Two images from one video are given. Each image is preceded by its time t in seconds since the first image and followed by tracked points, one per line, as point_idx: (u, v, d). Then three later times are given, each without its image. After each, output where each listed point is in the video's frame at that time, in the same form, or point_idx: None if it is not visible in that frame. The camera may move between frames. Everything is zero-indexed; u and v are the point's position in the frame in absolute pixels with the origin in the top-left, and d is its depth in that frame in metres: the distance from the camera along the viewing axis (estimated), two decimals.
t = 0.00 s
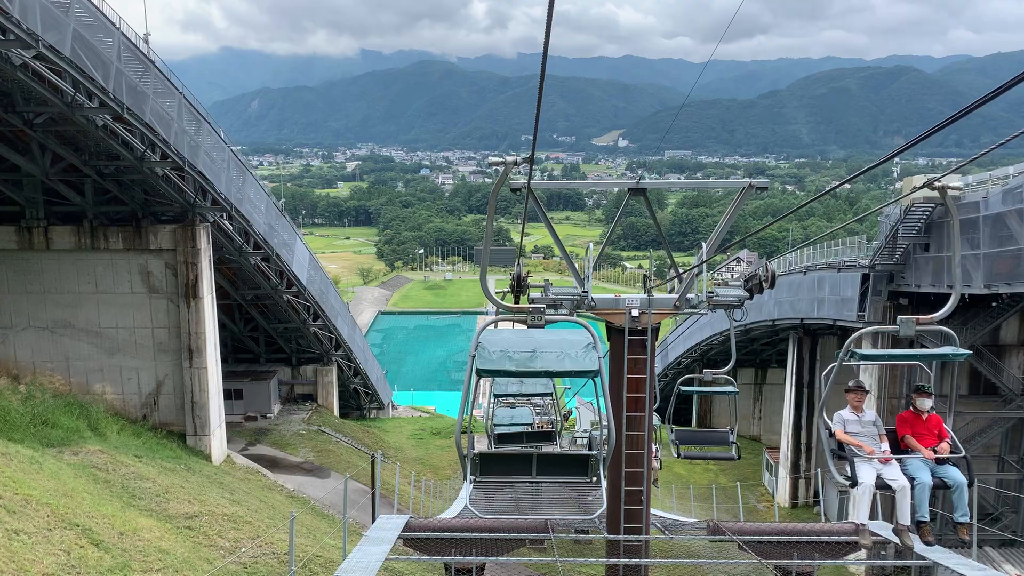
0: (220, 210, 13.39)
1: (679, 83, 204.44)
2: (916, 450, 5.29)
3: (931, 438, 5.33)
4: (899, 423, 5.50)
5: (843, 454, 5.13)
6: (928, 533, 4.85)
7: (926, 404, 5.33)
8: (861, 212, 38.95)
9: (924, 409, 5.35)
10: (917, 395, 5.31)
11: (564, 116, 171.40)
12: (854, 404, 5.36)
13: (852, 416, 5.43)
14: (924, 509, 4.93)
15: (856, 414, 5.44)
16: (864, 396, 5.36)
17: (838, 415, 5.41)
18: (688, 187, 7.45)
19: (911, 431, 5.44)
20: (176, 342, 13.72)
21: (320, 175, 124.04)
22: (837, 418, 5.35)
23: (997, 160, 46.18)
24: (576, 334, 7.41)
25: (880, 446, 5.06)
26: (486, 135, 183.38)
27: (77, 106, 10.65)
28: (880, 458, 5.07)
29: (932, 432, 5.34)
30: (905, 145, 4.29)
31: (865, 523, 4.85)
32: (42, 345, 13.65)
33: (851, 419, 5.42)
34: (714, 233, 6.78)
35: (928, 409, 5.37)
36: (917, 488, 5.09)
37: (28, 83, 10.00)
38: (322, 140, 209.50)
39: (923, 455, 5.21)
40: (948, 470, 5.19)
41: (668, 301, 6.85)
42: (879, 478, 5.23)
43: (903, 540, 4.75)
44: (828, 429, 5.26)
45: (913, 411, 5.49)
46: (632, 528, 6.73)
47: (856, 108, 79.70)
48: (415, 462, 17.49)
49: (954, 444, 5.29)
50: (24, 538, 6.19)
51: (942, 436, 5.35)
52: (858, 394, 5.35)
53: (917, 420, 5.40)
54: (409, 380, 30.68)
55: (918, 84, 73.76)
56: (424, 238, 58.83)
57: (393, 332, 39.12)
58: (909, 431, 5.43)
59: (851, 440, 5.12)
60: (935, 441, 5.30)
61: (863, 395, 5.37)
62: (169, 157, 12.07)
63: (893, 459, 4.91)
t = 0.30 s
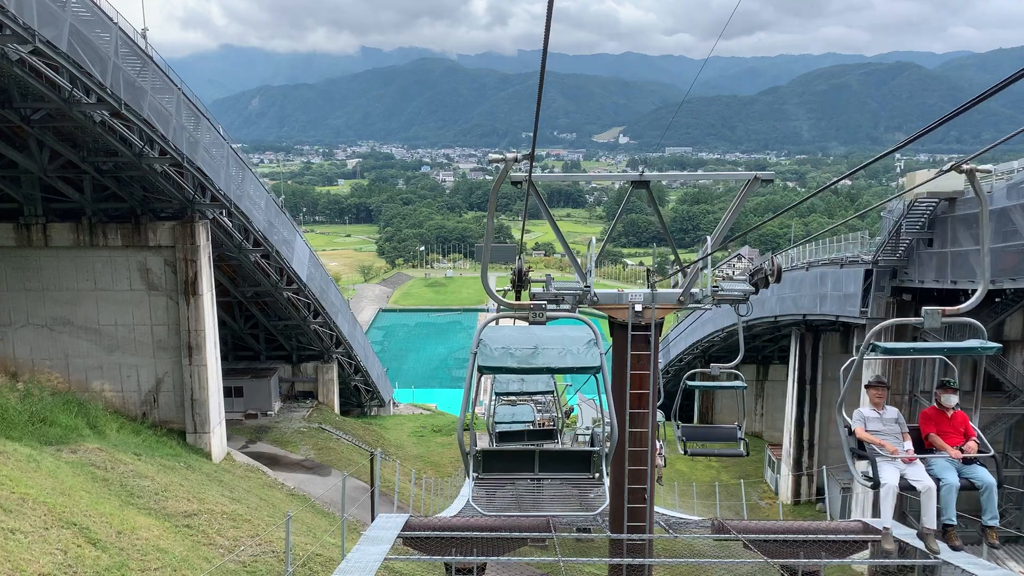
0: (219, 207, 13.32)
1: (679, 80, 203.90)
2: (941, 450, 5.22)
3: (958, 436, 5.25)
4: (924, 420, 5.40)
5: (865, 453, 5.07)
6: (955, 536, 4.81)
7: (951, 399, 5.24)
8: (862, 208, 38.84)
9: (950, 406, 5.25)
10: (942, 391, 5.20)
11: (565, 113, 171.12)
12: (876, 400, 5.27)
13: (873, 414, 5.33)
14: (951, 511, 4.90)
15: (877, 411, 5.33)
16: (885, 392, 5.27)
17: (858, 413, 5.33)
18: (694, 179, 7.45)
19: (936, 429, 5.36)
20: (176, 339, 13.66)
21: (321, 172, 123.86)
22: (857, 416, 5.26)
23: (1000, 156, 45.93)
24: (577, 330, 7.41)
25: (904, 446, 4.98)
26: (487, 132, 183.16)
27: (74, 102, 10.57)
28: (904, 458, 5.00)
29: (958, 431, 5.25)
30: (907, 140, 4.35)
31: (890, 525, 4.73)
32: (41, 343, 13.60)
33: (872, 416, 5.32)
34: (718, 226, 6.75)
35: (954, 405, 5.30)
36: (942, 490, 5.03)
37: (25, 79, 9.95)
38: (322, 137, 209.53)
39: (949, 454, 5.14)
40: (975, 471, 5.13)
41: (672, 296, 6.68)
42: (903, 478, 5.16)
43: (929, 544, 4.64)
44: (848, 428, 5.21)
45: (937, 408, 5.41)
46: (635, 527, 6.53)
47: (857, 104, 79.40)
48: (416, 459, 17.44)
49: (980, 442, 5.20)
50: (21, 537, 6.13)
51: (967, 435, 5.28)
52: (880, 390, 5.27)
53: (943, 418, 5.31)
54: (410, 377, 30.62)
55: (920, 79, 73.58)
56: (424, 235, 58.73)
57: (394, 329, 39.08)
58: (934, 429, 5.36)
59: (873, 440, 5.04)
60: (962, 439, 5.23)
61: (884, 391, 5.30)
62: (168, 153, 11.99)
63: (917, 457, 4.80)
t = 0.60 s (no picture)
0: (218, 202, 13.25)
1: (680, 78, 203.46)
2: (967, 450, 5.09)
3: (985, 436, 5.13)
4: (948, 419, 5.31)
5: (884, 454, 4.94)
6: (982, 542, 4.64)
7: (976, 396, 5.14)
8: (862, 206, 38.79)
9: (975, 404, 5.16)
10: (969, 389, 5.09)
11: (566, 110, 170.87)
12: (896, 398, 5.20)
13: (894, 412, 5.25)
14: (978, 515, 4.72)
15: (898, 410, 5.25)
16: (906, 390, 5.19)
17: (878, 412, 5.26)
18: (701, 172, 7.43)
19: (961, 429, 5.24)
20: (174, 335, 13.58)
21: (321, 169, 123.76)
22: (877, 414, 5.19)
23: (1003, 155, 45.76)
24: (577, 326, 7.53)
25: (926, 445, 4.87)
26: (488, 129, 182.99)
27: (71, 95, 10.48)
28: (926, 458, 4.87)
29: (984, 430, 5.13)
30: (909, 135, 4.74)
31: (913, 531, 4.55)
32: (39, 338, 13.53)
33: (893, 415, 5.24)
34: (722, 222, 6.75)
35: (980, 404, 5.20)
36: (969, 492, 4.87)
37: (21, 72, 9.85)
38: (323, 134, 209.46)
39: (976, 455, 4.99)
40: (1003, 473, 4.95)
41: (675, 292, 6.59)
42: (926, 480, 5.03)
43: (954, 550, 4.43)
44: (868, 427, 5.12)
45: (962, 407, 5.32)
46: (636, 527, 6.48)
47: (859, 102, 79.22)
48: (415, 457, 17.37)
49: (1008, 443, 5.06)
50: (14, 534, 6.07)
51: (995, 435, 5.14)
52: (901, 388, 5.18)
53: (968, 417, 5.22)
54: (410, 374, 30.58)
55: (921, 78, 73.46)
56: (425, 232, 58.70)
57: (394, 326, 39.04)
58: (959, 429, 5.24)
59: (893, 440, 4.94)
60: (989, 439, 5.10)
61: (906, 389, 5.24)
62: (166, 148, 11.91)
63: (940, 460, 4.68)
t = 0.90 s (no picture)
0: (217, 197, 13.17)
1: (681, 76, 203.14)
2: (997, 451, 4.95)
3: (1013, 437, 5.01)
4: (976, 418, 5.16)
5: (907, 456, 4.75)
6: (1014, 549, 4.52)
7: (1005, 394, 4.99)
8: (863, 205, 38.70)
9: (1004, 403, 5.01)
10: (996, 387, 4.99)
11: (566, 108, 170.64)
12: (921, 395, 4.97)
13: (917, 410, 5.02)
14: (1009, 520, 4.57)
15: (923, 407, 5.01)
16: (931, 387, 4.96)
17: (901, 410, 5.02)
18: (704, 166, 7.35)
19: (989, 428, 5.11)
20: (172, 331, 13.51)
21: (322, 165, 123.76)
22: (900, 413, 4.97)
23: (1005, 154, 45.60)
24: (576, 323, 7.78)
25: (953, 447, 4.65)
26: (488, 127, 182.79)
27: (68, 88, 10.39)
28: (954, 460, 4.66)
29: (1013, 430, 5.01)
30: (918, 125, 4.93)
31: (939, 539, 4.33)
32: (36, 333, 13.46)
33: (917, 413, 5.01)
34: (725, 217, 6.68)
35: (1009, 403, 5.07)
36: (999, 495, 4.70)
37: (18, 64, 9.76)
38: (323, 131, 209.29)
39: (1006, 456, 4.86)
40: None
41: (676, 288, 6.42)
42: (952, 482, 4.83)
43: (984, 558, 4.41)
44: (890, 426, 4.89)
45: (989, 404, 5.17)
46: (636, 526, 6.30)
47: (860, 101, 79.04)
48: (414, 454, 17.30)
49: None
50: (7, 530, 6.00)
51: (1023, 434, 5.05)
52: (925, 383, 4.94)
53: (997, 416, 5.09)
54: (409, 371, 30.54)
55: (923, 77, 73.22)
56: (425, 229, 58.63)
57: (394, 323, 39.00)
58: (987, 428, 5.11)
59: (918, 440, 4.73)
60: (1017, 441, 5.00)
61: (929, 386, 4.98)
62: (164, 142, 11.82)
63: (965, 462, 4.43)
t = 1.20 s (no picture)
0: (215, 192, 13.09)
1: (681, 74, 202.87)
2: None
3: None
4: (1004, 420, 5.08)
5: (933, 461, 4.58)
6: None
7: None
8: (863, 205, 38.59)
9: None
10: None
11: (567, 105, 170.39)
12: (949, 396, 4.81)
13: (944, 411, 4.86)
14: None
15: (950, 409, 4.85)
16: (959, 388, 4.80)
17: (926, 411, 4.86)
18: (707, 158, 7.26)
19: (1019, 431, 5.05)
20: (169, 326, 13.43)
21: (322, 162, 123.57)
22: (928, 414, 4.81)
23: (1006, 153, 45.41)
24: (575, 320, 7.87)
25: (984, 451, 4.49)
26: (489, 124, 182.59)
27: (65, 81, 10.31)
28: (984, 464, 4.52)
29: None
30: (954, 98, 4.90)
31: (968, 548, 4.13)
32: (33, 328, 13.39)
33: (944, 414, 4.85)
34: (728, 211, 6.57)
35: None
36: None
37: (14, 57, 9.67)
38: (323, 127, 209.04)
39: None
40: None
41: (678, 283, 6.34)
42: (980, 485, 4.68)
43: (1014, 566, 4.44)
44: (914, 428, 4.73)
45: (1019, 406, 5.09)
46: (636, 525, 6.14)
47: (860, 99, 78.86)
48: (413, 451, 17.24)
49: None
50: None
51: None
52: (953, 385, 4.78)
53: None
54: (408, 368, 30.48)
55: (924, 77, 73.12)
56: (425, 226, 58.53)
57: (393, 320, 38.96)
58: (1016, 431, 5.04)
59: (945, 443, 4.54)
60: None
61: (955, 384, 4.82)
62: (162, 136, 11.73)
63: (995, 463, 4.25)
